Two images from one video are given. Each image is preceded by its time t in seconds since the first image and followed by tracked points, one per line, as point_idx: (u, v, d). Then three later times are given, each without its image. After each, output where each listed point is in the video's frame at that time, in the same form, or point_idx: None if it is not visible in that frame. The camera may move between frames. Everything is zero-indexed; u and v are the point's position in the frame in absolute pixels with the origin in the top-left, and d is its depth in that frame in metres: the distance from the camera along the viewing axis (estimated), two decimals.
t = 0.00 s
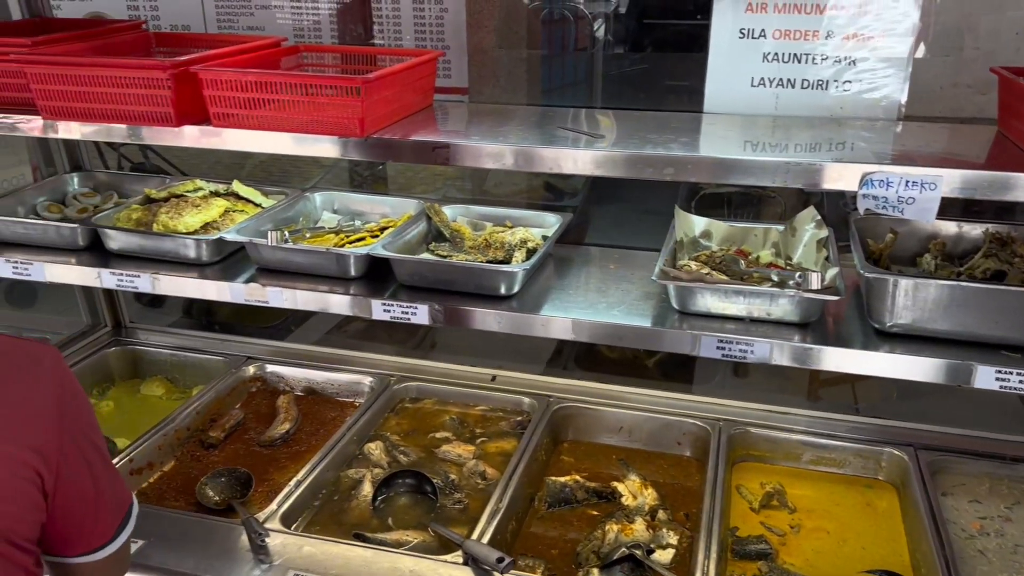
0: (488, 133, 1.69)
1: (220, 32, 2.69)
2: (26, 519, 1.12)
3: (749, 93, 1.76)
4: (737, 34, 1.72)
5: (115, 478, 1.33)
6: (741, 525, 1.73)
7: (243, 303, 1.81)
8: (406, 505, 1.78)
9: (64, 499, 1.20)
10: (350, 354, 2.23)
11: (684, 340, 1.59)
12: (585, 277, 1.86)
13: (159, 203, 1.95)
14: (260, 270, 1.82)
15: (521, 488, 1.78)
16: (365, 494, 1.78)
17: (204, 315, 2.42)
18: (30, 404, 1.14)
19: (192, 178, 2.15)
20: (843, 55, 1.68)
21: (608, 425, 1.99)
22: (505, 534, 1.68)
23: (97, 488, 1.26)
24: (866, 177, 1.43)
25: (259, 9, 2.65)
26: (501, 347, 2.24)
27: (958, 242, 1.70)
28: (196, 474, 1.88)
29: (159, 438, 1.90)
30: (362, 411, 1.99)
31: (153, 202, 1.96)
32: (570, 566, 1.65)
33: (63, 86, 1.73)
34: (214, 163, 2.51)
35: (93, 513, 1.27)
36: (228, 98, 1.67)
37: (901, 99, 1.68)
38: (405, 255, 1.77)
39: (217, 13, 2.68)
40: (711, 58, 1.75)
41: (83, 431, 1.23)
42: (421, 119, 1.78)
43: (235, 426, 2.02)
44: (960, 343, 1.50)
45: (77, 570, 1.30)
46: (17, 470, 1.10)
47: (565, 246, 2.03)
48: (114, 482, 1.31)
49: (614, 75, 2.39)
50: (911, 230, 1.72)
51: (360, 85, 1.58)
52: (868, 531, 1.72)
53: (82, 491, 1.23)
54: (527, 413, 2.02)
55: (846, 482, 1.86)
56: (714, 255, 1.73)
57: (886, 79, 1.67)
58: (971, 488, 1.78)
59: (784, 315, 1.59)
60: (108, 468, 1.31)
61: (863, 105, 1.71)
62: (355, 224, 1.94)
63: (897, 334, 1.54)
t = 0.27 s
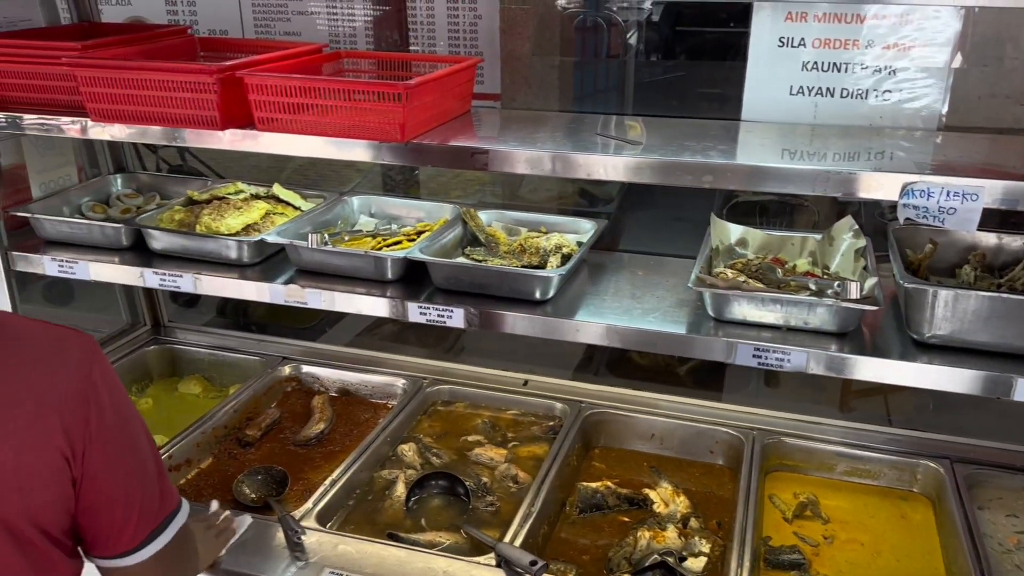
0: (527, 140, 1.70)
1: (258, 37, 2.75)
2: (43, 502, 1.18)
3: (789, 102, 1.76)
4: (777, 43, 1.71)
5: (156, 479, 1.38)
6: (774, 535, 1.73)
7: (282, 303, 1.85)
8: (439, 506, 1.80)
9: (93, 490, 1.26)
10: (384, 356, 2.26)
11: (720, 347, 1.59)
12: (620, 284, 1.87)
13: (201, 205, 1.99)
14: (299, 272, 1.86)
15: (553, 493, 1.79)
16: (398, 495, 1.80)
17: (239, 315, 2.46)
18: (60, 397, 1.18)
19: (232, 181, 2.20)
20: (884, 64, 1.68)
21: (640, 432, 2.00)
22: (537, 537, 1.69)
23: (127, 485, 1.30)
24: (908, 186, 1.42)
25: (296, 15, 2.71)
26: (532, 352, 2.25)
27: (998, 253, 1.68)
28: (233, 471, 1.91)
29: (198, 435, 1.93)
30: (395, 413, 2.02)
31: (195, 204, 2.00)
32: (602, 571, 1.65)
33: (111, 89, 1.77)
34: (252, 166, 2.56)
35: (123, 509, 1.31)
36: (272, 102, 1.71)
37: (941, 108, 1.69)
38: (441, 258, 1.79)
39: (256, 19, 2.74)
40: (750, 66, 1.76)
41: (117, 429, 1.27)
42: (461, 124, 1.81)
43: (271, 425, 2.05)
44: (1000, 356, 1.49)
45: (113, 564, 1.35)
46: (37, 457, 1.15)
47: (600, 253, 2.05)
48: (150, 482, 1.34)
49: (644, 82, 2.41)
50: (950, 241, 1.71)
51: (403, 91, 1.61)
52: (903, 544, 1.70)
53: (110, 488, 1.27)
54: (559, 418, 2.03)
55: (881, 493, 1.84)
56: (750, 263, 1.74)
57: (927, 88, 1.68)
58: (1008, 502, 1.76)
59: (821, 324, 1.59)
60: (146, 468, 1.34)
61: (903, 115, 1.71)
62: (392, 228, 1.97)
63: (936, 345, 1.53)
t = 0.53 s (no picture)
0: (565, 147, 1.71)
1: (294, 43, 2.78)
2: (126, 471, 1.14)
3: (829, 110, 1.75)
4: (818, 51, 1.71)
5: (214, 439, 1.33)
6: (809, 547, 1.71)
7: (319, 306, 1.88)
8: (471, 510, 1.81)
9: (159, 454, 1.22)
10: (417, 360, 2.27)
11: (758, 357, 1.58)
12: (655, 292, 1.87)
13: (241, 208, 2.02)
14: (337, 275, 1.88)
15: (586, 500, 1.79)
16: (431, 499, 1.81)
17: (274, 317, 2.50)
18: (135, 364, 1.13)
19: (271, 185, 2.23)
20: (928, 73, 1.66)
21: (673, 441, 1.99)
22: (570, 544, 1.69)
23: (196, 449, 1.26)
24: (951, 198, 1.41)
25: (333, 21, 2.74)
26: (564, 358, 2.25)
27: None
28: (268, 471, 1.93)
29: (235, 435, 1.96)
30: (428, 417, 2.03)
31: (235, 207, 2.04)
32: None
33: (158, 93, 1.80)
34: (289, 171, 2.59)
35: (190, 470, 1.27)
36: (313, 108, 1.73)
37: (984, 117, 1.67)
38: (477, 264, 1.80)
39: (293, 25, 2.77)
40: (791, 74, 1.75)
41: (184, 393, 1.22)
42: (500, 131, 1.82)
43: (305, 427, 2.07)
44: None
45: (174, 526, 1.33)
46: (121, 426, 1.11)
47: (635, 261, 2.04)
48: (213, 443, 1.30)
49: (677, 90, 2.44)
50: (993, 253, 1.68)
51: (443, 98, 1.62)
52: (941, 559, 1.68)
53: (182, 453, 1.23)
54: (592, 425, 2.03)
55: (917, 508, 1.82)
56: (789, 273, 1.73)
57: (972, 97, 1.65)
58: None
59: (861, 336, 1.57)
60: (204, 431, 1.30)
61: (945, 125, 1.70)
62: (428, 233, 1.99)
63: (979, 358, 1.51)
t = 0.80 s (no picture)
0: (602, 155, 1.71)
1: (330, 50, 2.81)
2: (212, 418, 1.21)
3: (871, 121, 1.73)
4: (861, 61, 1.69)
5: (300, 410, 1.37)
6: (846, 563, 1.68)
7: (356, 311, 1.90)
8: (504, 518, 1.80)
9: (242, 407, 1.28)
10: (450, 366, 2.28)
11: (797, 370, 1.56)
12: (691, 302, 1.86)
13: (280, 213, 2.05)
14: (373, 281, 1.91)
15: (619, 511, 1.77)
16: (464, 506, 1.81)
17: (306, 320, 2.60)
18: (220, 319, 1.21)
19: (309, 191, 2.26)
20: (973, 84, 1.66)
21: (707, 453, 1.97)
22: (602, 555, 1.68)
23: (280, 406, 1.30)
24: (998, 211, 1.38)
25: (368, 29, 2.77)
26: (596, 367, 2.35)
27: None
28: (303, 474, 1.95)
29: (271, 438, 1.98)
30: (461, 423, 2.04)
31: (275, 212, 2.06)
32: None
33: (202, 99, 1.83)
34: (325, 177, 2.62)
35: (273, 432, 1.31)
36: (354, 116, 1.76)
37: None
38: (512, 271, 1.81)
39: (329, 33, 2.80)
40: (832, 84, 1.74)
41: (265, 354, 1.28)
42: (537, 139, 1.83)
43: (339, 430, 2.09)
44: None
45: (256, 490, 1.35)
46: (208, 373, 1.18)
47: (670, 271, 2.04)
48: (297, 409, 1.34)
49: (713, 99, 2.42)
50: None
51: (482, 106, 1.63)
52: None
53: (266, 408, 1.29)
54: (625, 435, 2.03)
55: (957, 525, 1.78)
56: (829, 284, 1.71)
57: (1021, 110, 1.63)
58: None
59: (903, 350, 1.55)
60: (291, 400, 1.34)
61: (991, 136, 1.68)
62: (464, 240, 2.00)
63: None
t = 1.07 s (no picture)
0: (639, 164, 1.70)
1: (366, 58, 2.83)
2: (293, 393, 1.30)
3: (914, 132, 1.70)
4: (905, 71, 1.67)
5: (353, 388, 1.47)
6: None
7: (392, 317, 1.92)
8: (536, 527, 1.79)
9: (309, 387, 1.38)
10: (482, 374, 2.29)
11: (837, 383, 1.54)
12: (728, 312, 1.85)
13: (318, 219, 2.08)
14: (408, 287, 1.92)
15: (653, 522, 1.76)
16: (496, 514, 1.80)
17: (339, 326, 2.71)
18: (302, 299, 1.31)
19: (346, 197, 2.28)
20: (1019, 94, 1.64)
21: (742, 465, 1.95)
22: (635, 567, 1.66)
23: (344, 382, 1.41)
24: None
25: (404, 37, 2.79)
26: (631, 378, 2.38)
27: None
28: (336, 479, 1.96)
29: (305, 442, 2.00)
30: (493, 430, 2.04)
31: (312, 218, 2.09)
32: None
33: (244, 106, 1.86)
34: (360, 183, 2.64)
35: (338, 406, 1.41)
36: (393, 123, 1.77)
37: None
38: (547, 278, 1.81)
39: (365, 40, 2.82)
40: (875, 95, 1.72)
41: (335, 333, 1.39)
42: (574, 147, 1.83)
43: (373, 435, 2.10)
44: None
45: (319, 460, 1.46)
46: (295, 349, 1.27)
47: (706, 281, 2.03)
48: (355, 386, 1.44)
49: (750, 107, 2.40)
50: None
51: (520, 114, 1.63)
52: None
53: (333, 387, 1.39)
54: (659, 446, 2.01)
55: (999, 544, 1.74)
56: (870, 296, 1.68)
57: None
58: None
59: (946, 364, 1.52)
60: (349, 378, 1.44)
61: None
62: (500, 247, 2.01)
63: None
